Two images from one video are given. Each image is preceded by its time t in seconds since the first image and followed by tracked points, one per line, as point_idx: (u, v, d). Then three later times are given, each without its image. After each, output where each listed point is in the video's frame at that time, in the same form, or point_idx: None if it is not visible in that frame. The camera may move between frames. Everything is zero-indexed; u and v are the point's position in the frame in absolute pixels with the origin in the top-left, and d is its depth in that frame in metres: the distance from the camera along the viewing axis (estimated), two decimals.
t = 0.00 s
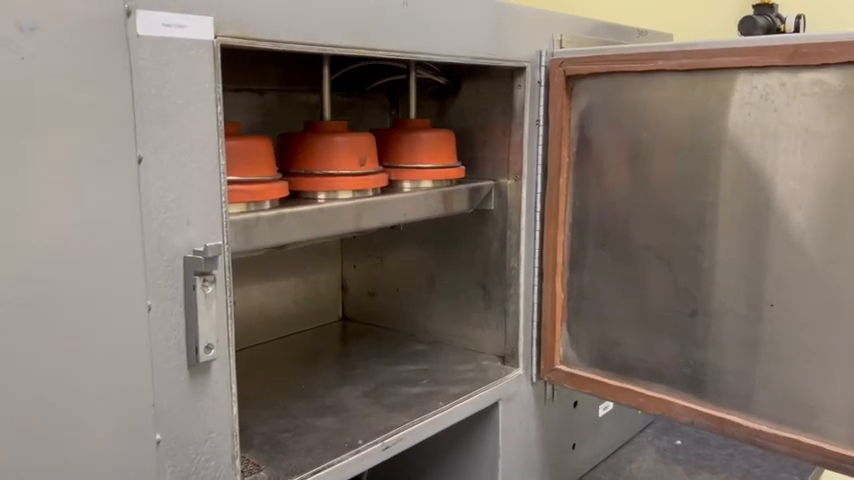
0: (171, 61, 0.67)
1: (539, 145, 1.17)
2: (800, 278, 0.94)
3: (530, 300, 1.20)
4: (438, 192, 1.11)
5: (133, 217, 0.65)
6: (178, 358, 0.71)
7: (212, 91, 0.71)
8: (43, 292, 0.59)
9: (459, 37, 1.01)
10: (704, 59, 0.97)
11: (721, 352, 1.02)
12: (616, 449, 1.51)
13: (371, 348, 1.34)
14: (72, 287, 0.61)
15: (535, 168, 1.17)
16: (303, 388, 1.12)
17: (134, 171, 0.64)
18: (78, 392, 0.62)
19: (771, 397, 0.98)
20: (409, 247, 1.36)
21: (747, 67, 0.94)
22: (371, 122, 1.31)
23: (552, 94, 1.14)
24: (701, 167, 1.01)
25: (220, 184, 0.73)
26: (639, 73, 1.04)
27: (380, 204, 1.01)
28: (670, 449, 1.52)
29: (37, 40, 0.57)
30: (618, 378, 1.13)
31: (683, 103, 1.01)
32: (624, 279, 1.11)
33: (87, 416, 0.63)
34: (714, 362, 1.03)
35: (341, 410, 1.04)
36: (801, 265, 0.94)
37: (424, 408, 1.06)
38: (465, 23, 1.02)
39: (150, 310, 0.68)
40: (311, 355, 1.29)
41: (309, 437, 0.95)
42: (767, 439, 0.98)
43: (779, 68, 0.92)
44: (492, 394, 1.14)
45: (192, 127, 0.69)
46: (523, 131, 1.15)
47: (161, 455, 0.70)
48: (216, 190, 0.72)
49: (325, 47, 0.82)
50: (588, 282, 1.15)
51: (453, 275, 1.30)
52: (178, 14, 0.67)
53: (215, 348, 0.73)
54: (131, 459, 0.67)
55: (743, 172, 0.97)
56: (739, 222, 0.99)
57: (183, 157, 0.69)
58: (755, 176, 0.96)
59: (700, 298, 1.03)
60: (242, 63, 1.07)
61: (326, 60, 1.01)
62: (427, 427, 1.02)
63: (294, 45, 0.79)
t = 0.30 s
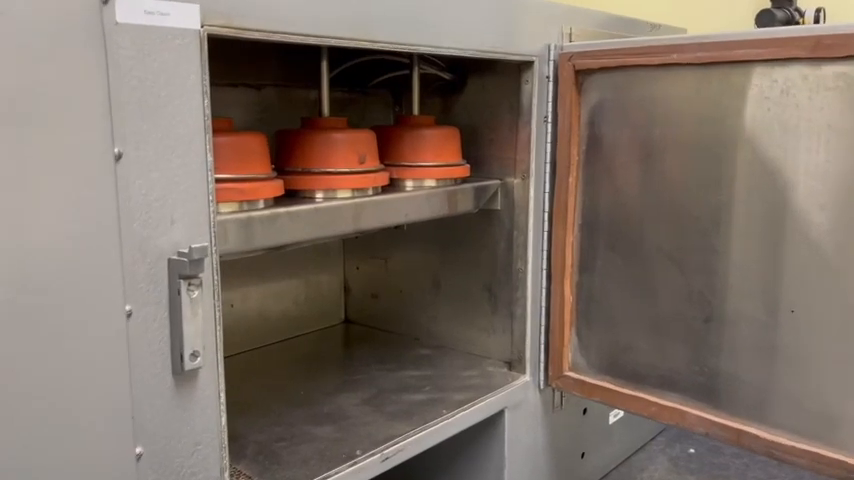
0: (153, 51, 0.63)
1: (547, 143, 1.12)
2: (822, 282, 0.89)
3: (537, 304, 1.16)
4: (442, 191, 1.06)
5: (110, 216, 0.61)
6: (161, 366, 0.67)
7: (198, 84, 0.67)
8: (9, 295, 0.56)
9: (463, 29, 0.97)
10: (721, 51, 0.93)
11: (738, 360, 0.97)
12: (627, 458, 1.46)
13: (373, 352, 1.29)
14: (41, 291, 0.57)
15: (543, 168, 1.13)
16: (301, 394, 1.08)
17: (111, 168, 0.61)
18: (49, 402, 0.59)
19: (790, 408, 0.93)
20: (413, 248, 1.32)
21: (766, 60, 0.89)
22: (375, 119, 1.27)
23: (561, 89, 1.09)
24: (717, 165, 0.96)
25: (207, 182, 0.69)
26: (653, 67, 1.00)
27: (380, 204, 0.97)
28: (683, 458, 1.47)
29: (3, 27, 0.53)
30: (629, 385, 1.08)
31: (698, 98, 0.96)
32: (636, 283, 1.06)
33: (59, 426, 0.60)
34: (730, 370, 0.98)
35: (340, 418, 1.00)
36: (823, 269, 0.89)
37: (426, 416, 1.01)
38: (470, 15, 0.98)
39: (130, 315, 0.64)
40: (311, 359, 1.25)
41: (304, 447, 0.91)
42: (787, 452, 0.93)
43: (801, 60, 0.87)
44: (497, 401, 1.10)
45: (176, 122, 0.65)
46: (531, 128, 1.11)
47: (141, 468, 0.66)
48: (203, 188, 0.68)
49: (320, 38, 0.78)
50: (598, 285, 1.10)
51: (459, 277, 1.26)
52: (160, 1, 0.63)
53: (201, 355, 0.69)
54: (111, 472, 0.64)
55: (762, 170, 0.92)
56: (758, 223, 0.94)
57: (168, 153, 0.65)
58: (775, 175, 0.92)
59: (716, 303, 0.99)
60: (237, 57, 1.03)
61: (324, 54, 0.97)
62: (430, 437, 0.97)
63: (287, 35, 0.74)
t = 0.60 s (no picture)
0: (128, 37, 0.59)
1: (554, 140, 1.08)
2: (844, 286, 0.84)
3: (543, 307, 1.11)
4: (445, 189, 1.02)
5: (80, 213, 0.57)
6: (138, 373, 0.63)
7: (178, 73, 0.63)
8: None
9: (465, 19, 0.92)
10: (738, 41, 0.87)
11: (755, 367, 0.92)
12: (638, 466, 1.41)
13: (374, 356, 1.25)
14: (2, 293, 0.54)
15: (550, 165, 1.08)
16: (297, 399, 1.04)
17: (81, 162, 0.57)
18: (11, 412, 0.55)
19: (810, 419, 0.88)
20: (416, 248, 1.28)
21: (786, 50, 0.84)
22: (377, 114, 1.23)
23: (569, 83, 1.04)
24: (733, 162, 0.91)
25: (188, 178, 0.65)
26: (666, 59, 0.95)
27: (377, 202, 0.92)
28: (696, 467, 1.42)
29: None
30: (639, 393, 1.03)
31: (713, 91, 0.92)
32: (647, 285, 1.01)
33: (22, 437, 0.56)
34: (746, 378, 0.93)
35: (335, 425, 0.96)
36: (845, 272, 0.84)
37: (426, 424, 0.97)
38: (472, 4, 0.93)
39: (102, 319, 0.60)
40: (310, 363, 1.21)
41: (296, 456, 0.87)
42: (807, 466, 0.88)
43: (823, 50, 0.82)
44: (501, 409, 1.05)
45: (153, 113, 0.61)
46: (537, 124, 1.06)
47: None
48: (184, 184, 0.64)
49: (311, 27, 0.74)
50: (607, 287, 1.05)
51: (463, 279, 1.21)
52: None
53: (180, 362, 0.65)
54: None
55: (781, 168, 0.87)
56: (776, 223, 0.89)
57: (144, 146, 0.61)
58: (794, 172, 0.86)
59: (731, 307, 0.93)
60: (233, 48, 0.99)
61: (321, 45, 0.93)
62: (429, 446, 0.93)
63: (275, 23, 0.70)
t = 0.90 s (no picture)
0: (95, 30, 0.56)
1: (556, 138, 1.04)
2: None
3: (545, 311, 1.07)
4: (442, 189, 0.98)
5: (42, 214, 0.54)
6: (107, 382, 0.59)
7: (150, 67, 0.60)
8: None
9: (462, 12, 0.89)
10: (747, 35, 0.83)
11: (764, 377, 0.88)
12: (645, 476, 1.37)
13: (372, 361, 1.22)
14: None
15: (551, 165, 1.04)
16: (288, 406, 1.01)
17: (43, 160, 0.54)
18: None
19: (822, 433, 0.84)
20: (416, 250, 1.24)
21: (797, 43, 0.80)
22: (375, 112, 1.21)
23: (571, 79, 1.00)
24: (742, 162, 0.87)
25: (161, 177, 0.62)
26: (671, 54, 0.91)
27: (370, 202, 0.89)
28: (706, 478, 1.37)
29: None
30: (643, 402, 0.99)
31: (720, 87, 0.87)
32: (652, 290, 0.97)
33: None
34: (755, 388, 0.89)
35: (326, 434, 0.92)
36: None
37: (420, 434, 0.93)
38: None
39: (68, 326, 0.57)
40: (306, 367, 1.18)
41: (283, 466, 0.84)
42: None
43: (836, 44, 0.77)
44: (501, 418, 1.01)
45: (123, 110, 0.58)
46: (538, 122, 1.02)
47: None
48: (157, 183, 0.61)
49: (295, 19, 0.70)
50: (610, 291, 1.01)
51: (463, 282, 1.18)
52: None
53: (152, 370, 0.62)
54: None
55: (792, 168, 0.83)
56: (787, 226, 0.84)
57: (112, 144, 0.58)
58: (806, 173, 0.82)
59: (740, 314, 0.89)
60: (223, 44, 0.98)
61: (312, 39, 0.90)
62: (423, 457, 0.89)
63: (255, 15, 0.66)
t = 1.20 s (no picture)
0: (66, 24, 0.54)
1: (559, 138, 1.01)
2: None
3: (547, 316, 1.04)
4: (441, 190, 0.95)
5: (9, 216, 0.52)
6: (81, 390, 0.57)
7: (126, 63, 0.57)
8: None
9: (459, 7, 0.86)
10: (754, 29, 0.80)
11: (774, 385, 0.85)
12: None
13: (372, 365, 1.20)
14: None
15: (555, 165, 1.01)
16: (283, 412, 0.99)
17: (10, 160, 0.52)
18: None
19: (836, 444, 0.80)
20: (418, 252, 1.21)
21: (808, 37, 0.76)
22: (375, 111, 1.18)
23: (574, 77, 0.97)
24: (751, 161, 0.84)
25: (139, 178, 0.59)
26: (677, 50, 0.88)
27: (365, 203, 0.86)
28: None
29: None
30: (649, 411, 0.96)
31: (728, 84, 0.84)
32: (657, 294, 0.94)
33: None
34: (765, 396, 0.85)
35: (320, 441, 0.90)
36: None
37: (416, 442, 0.90)
38: None
39: (39, 332, 0.55)
40: (304, 371, 1.16)
41: (274, 475, 0.82)
42: None
43: (849, 37, 0.74)
44: (501, 425, 0.98)
45: (98, 107, 0.56)
46: (540, 120, 0.99)
47: None
48: (134, 184, 0.59)
49: (276, 13, 0.67)
50: (615, 295, 0.98)
51: (465, 286, 1.15)
52: None
53: (129, 378, 0.59)
54: None
55: (805, 168, 0.80)
56: (799, 229, 0.81)
57: (86, 144, 0.56)
58: (818, 173, 0.79)
59: (749, 320, 0.86)
60: (216, 43, 0.97)
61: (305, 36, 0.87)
62: (419, 466, 0.87)
63: (237, 9, 0.64)
